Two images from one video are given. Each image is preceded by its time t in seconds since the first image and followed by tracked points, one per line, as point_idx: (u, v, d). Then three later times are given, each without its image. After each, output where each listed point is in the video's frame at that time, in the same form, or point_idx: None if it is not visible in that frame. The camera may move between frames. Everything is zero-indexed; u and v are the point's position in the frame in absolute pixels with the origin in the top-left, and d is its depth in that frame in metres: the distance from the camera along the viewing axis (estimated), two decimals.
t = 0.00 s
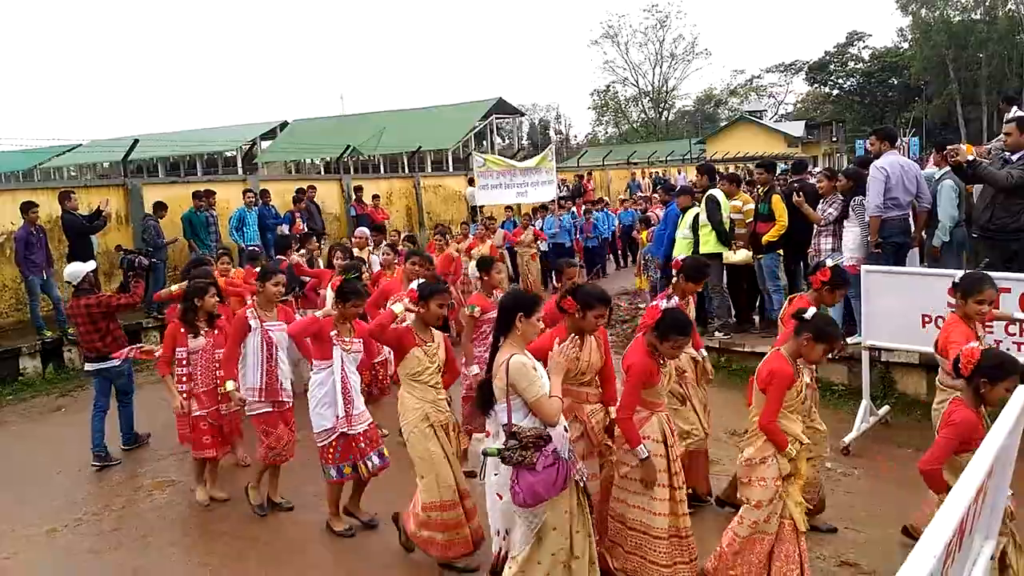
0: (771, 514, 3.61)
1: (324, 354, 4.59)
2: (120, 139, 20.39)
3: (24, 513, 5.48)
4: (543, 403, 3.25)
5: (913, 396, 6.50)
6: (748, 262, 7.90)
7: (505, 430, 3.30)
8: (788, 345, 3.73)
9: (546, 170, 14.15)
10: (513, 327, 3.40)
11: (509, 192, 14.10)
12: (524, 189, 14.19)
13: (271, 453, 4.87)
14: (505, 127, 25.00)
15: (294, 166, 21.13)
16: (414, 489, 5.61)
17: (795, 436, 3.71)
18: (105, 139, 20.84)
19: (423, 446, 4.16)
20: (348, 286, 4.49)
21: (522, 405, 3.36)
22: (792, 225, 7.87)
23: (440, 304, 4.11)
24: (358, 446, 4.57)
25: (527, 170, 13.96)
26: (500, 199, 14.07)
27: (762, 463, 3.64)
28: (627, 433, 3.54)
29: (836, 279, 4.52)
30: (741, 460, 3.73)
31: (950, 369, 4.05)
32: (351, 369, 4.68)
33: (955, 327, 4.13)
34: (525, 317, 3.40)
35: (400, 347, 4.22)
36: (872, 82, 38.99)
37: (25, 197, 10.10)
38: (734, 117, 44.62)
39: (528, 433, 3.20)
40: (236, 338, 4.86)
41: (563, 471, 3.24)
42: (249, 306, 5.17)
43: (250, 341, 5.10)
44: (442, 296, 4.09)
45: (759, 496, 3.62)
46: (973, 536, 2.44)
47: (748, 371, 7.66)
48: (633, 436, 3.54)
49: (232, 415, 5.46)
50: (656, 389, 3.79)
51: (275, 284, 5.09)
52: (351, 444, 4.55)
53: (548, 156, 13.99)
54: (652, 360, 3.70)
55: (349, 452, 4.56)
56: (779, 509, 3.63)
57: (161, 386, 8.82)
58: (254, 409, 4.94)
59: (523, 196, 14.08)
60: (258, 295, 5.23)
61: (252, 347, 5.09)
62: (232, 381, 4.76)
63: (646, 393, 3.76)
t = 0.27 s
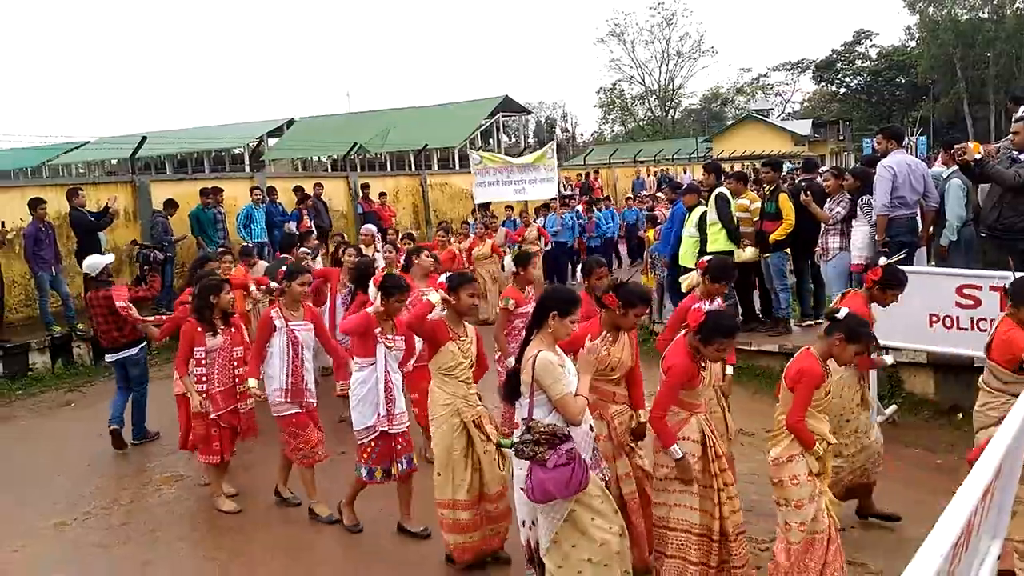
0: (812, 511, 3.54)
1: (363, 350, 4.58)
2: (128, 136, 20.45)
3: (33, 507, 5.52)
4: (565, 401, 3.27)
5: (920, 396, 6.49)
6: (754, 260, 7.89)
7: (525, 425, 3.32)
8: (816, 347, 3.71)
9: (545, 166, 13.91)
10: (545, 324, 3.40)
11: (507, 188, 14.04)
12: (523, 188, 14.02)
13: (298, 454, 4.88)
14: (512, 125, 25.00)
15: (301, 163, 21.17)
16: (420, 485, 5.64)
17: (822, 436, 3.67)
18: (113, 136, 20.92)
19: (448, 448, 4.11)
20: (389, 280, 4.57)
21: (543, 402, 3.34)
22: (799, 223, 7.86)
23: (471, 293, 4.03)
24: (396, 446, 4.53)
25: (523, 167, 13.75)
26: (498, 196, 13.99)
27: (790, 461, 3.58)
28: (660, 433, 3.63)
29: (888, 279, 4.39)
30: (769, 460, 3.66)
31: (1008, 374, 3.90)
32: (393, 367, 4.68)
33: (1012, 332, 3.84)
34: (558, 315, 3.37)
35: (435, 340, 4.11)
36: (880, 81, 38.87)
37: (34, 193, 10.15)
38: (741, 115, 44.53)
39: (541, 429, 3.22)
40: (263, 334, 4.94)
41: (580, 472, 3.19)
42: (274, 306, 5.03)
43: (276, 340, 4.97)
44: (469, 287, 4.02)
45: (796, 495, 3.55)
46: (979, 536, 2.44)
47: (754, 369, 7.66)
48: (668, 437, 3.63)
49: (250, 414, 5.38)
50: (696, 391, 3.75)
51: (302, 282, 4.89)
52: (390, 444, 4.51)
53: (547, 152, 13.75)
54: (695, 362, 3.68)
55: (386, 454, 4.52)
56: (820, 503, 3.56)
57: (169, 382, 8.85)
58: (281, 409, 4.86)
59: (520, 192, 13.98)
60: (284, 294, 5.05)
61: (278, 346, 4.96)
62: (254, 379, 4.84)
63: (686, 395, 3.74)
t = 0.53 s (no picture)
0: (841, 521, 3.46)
1: (395, 347, 4.51)
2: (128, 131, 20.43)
3: (29, 502, 5.50)
4: (601, 413, 3.16)
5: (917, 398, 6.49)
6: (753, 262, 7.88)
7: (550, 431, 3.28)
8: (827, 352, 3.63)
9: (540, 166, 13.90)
10: (578, 331, 3.30)
11: (499, 188, 13.99)
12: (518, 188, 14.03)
13: (310, 455, 4.83)
14: (512, 124, 25.01)
15: (301, 159, 21.16)
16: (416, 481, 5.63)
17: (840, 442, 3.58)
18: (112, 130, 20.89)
19: (468, 445, 4.10)
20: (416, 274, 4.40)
21: (575, 410, 3.25)
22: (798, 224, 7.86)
23: (498, 293, 4.06)
24: (430, 444, 4.42)
25: (516, 167, 13.75)
26: (491, 196, 13.95)
27: (809, 470, 3.52)
28: (684, 428, 3.62)
29: (935, 280, 4.23)
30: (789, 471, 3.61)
31: None
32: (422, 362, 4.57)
33: None
34: (591, 322, 3.26)
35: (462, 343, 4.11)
36: (881, 83, 38.90)
37: (33, 186, 10.13)
38: (742, 115, 44.53)
39: (560, 437, 3.19)
40: (286, 327, 4.84)
41: (602, 484, 3.11)
42: (297, 300, 4.98)
43: (299, 333, 4.91)
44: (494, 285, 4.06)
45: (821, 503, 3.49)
46: (975, 538, 2.45)
47: (752, 370, 7.65)
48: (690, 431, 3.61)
49: (259, 412, 5.26)
50: (722, 392, 3.70)
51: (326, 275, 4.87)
52: (425, 441, 4.41)
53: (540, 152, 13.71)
54: (721, 359, 3.66)
55: (422, 451, 4.41)
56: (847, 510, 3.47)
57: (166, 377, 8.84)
58: (300, 407, 4.79)
59: (515, 192, 13.94)
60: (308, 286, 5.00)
61: (300, 340, 4.91)
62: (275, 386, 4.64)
63: (711, 395, 3.69)
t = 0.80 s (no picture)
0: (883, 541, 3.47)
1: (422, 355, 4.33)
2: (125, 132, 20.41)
3: (24, 503, 5.49)
4: (644, 419, 3.17)
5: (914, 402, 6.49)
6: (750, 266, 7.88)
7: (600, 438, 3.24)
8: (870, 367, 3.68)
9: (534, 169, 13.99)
10: (629, 336, 3.33)
11: (494, 190, 13.96)
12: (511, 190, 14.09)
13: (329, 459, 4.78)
14: (510, 127, 25.02)
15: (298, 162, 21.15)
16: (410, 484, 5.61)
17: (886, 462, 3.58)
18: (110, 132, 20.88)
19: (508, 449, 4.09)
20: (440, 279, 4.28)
21: (620, 417, 3.26)
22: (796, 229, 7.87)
23: (534, 303, 4.30)
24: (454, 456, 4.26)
25: (512, 170, 13.79)
26: (485, 199, 13.92)
27: (853, 489, 3.49)
28: (711, 432, 3.53)
29: (998, 284, 4.23)
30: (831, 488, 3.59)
31: None
32: (447, 371, 4.40)
33: None
34: (645, 327, 3.29)
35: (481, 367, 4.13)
36: (878, 88, 38.97)
37: (30, 187, 10.12)
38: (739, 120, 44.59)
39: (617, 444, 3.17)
40: (316, 329, 4.70)
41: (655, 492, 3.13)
42: (322, 302, 4.87)
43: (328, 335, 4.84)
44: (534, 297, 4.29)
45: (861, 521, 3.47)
46: (971, 542, 2.44)
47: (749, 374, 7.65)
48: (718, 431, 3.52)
49: (273, 416, 5.08)
50: (742, 397, 3.70)
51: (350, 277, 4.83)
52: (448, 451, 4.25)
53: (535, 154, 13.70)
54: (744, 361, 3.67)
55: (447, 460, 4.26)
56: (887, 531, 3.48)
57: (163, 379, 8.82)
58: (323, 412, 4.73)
59: (507, 195, 13.88)
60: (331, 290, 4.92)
61: (329, 343, 4.84)
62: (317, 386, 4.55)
63: (731, 399, 3.69)
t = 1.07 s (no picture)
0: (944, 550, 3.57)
1: (456, 357, 4.29)
2: (128, 132, 20.44)
3: (28, 503, 5.50)
4: (674, 414, 3.19)
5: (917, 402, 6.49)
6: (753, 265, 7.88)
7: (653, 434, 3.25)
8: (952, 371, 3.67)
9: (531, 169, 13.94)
10: (663, 331, 3.30)
11: (491, 191, 13.91)
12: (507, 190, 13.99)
13: (362, 462, 4.66)
14: (513, 127, 25.00)
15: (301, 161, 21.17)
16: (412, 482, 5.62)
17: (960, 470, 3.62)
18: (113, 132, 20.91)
19: (544, 451, 3.93)
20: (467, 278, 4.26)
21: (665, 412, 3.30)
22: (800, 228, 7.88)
23: (570, 302, 4.11)
24: (491, 455, 4.24)
25: (509, 169, 13.78)
26: (484, 200, 13.90)
27: (921, 497, 3.60)
28: (746, 439, 3.56)
29: None
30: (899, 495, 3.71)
31: None
32: (478, 372, 4.34)
33: None
34: (683, 320, 3.26)
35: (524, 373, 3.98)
36: (881, 87, 38.94)
37: (33, 186, 10.13)
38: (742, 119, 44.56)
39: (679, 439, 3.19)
40: (355, 333, 4.58)
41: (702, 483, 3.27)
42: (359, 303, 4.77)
43: (367, 339, 4.69)
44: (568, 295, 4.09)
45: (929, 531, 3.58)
46: (975, 542, 2.45)
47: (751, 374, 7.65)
48: (746, 411, 3.59)
49: (294, 418, 4.91)
50: (781, 403, 3.68)
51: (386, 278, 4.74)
52: (484, 451, 4.24)
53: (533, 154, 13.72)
54: (782, 364, 3.67)
55: (476, 463, 4.26)
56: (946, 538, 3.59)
57: (166, 378, 8.83)
58: (359, 414, 4.61)
59: (504, 196, 13.82)
60: (365, 290, 4.83)
61: (368, 345, 4.70)
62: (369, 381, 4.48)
63: (769, 406, 3.68)
